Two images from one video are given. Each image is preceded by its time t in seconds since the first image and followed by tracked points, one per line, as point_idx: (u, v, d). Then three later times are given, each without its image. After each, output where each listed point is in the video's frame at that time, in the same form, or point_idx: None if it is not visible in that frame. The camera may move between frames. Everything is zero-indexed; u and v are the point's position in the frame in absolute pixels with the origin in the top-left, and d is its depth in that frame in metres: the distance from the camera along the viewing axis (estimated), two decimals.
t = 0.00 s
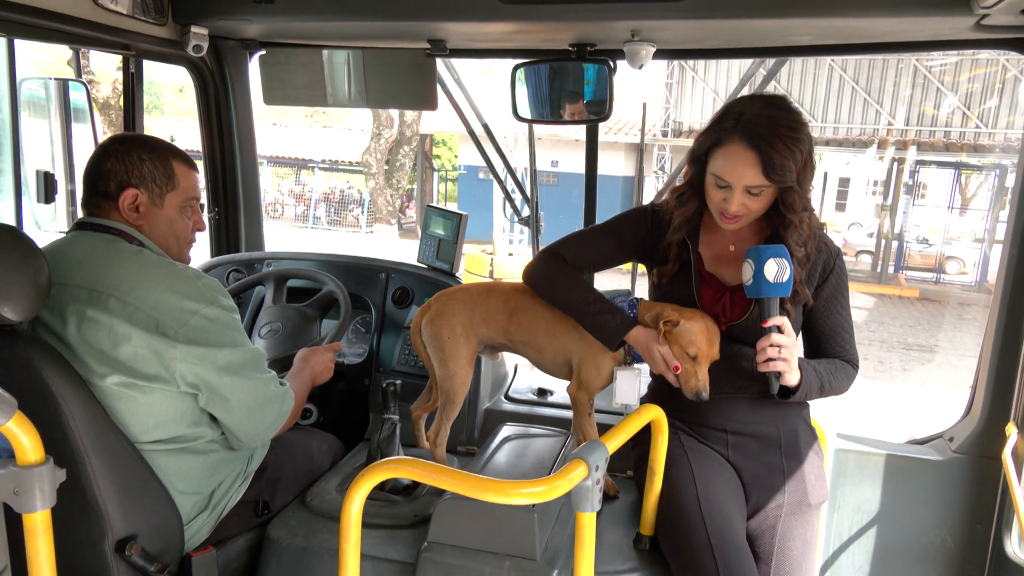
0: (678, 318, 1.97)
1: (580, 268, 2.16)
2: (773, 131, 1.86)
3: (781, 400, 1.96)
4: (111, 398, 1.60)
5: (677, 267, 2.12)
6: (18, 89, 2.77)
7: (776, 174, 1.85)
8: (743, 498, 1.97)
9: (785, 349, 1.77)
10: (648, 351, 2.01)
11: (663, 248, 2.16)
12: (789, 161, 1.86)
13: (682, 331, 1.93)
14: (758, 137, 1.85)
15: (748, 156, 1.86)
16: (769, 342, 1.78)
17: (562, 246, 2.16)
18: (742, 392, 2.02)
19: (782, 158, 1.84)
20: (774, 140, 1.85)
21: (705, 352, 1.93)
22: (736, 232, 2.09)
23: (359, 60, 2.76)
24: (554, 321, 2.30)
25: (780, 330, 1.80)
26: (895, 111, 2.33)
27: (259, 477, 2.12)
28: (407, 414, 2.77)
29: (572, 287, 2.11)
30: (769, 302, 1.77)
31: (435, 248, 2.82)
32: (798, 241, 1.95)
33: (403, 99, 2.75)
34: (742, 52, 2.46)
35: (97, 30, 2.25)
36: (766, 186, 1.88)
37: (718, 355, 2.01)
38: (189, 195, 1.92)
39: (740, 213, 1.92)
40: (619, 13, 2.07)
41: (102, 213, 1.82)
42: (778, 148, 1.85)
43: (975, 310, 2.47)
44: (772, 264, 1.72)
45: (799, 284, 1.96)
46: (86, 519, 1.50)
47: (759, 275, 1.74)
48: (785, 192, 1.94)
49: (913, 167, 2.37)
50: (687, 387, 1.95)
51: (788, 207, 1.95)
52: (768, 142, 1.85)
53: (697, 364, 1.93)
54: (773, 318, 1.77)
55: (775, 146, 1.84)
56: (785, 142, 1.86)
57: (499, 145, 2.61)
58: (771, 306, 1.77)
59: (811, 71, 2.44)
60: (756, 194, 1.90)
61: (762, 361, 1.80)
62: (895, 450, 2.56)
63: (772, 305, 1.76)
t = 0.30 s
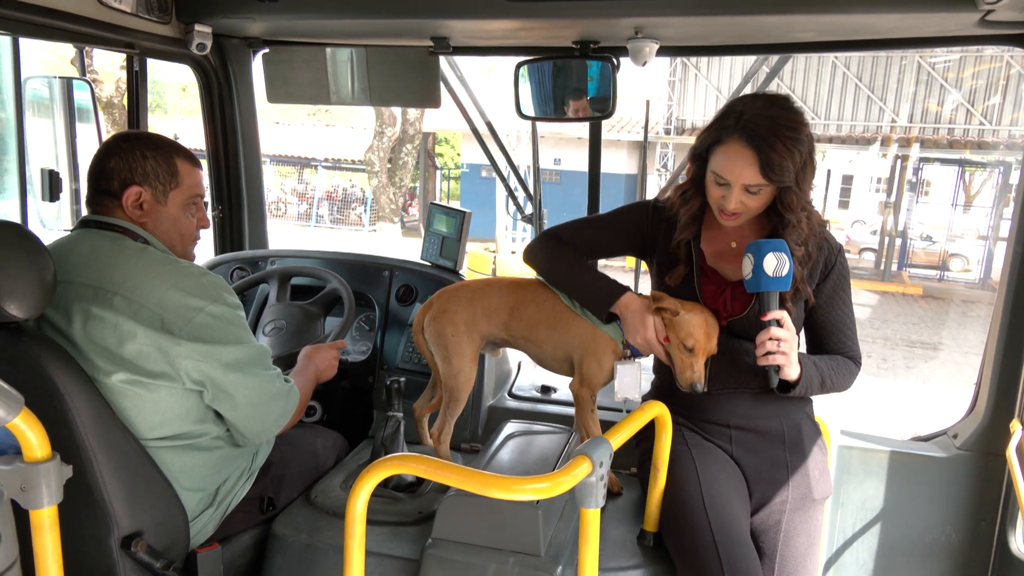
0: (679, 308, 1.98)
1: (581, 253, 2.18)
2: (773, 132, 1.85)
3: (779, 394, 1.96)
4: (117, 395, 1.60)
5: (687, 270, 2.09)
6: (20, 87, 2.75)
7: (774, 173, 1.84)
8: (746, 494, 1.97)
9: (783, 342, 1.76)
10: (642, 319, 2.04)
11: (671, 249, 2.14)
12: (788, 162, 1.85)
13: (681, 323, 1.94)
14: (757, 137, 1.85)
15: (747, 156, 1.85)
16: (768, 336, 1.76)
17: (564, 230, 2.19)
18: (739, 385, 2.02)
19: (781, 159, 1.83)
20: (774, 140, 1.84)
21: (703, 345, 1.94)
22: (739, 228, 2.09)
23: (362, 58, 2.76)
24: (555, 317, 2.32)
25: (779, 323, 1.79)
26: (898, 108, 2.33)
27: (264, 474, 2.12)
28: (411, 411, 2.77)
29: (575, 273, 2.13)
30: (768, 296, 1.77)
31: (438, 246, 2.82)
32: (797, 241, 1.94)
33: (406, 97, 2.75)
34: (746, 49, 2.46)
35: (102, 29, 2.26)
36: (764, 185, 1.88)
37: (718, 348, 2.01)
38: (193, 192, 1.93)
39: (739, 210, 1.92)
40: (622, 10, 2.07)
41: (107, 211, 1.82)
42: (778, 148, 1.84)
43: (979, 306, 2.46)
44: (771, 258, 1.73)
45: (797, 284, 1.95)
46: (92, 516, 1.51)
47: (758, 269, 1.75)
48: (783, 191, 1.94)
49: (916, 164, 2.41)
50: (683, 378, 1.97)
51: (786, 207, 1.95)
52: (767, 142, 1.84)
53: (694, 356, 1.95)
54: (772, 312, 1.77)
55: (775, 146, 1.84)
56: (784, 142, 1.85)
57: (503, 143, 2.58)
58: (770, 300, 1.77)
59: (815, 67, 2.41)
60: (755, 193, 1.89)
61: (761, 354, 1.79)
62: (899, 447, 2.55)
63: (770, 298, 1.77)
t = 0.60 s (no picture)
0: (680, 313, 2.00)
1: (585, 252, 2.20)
2: (779, 128, 1.85)
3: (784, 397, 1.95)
4: (120, 397, 1.60)
5: (690, 264, 2.08)
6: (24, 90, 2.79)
7: (781, 169, 1.84)
8: (750, 495, 1.97)
9: (786, 344, 1.76)
10: (625, 293, 1.91)
11: (674, 246, 2.14)
12: (795, 157, 1.85)
13: (684, 327, 1.97)
14: (764, 132, 1.85)
15: (754, 151, 1.85)
16: (770, 338, 1.76)
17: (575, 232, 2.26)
18: (745, 387, 2.03)
19: (788, 154, 1.83)
20: (781, 135, 1.84)
21: (705, 348, 1.95)
22: (745, 228, 2.10)
23: (364, 60, 2.76)
24: (557, 319, 2.31)
25: (782, 326, 1.79)
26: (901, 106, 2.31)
27: (267, 475, 2.13)
28: (413, 412, 2.77)
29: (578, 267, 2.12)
30: (772, 299, 1.77)
31: (440, 247, 2.82)
32: (803, 238, 1.94)
33: (408, 98, 2.75)
34: (747, 49, 2.45)
35: (105, 31, 2.27)
36: (771, 181, 1.87)
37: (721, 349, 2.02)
38: (197, 194, 1.93)
39: (746, 207, 1.91)
40: (625, 10, 2.06)
41: (110, 213, 1.83)
42: (785, 144, 1.84)
43: (981, 306, 2.45)
44: (774, 261, 1.73)
45: (803, 282, 1.95)
46: (95, 517, 1.51)
47: (761, 271, 1.75)
48: (790, 188, 1.93)
49: (919, 165, 2.35)
50: (686, 382, 1.98)
51: (793, 203, 1.94)
52: (774, 137, 1.84)
53: (697, 359, 1.96)
54: (775, 314, 1.78)
55: (782, 141, 1.83)
56: (791, 138, 1.85)
57: (504, 144, 2.55)
58: (773, 302, 1.77)
59: (816, 67, 2.45)
60: (762, 189, 1.89)
61: (763, 356, 1.79)
62: (902, 447, 2.55)
63: (773, 300, 1.77)
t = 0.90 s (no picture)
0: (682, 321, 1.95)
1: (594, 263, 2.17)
2: (798, 102, 1.90)
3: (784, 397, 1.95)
4: (123, 402, 1.60)
5: (700, 262, 2.06)
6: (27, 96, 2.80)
7: (801, 139, 1.88)
8: (754, 498, 1.97)
9: (786, 344, 1.76)
10: (679, 302, 1.95)
11: (686, 243, 2.12)
12: (813, 128, 1.90)
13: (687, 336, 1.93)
14: (781, 107, 1.90)
15: (774, 125, 1.90)
16: (770, 338, 1.76)
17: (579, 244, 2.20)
18: (750, 391, 2.02)
19: (808, 125, 1.89)
20: (799, 107, 1.90)
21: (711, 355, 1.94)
22: (750, 227, 2.12)
23: (365, 64, 2.77)
24: (559, 324, 2.30)
25: (781, 325, 1.78)
26: (901, 110, 2.31)
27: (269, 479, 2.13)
28: (416, 416, 2.77)
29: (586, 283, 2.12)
30: (772, 298, 1.77)
31: (442, 250, 2.84)
32: (817, 216, 1.97)
33: (410, 102, 2.76)
34: (748, 52, 2.45)
35: (108, 37, 2.27)
36: (790, 155, 1.91)
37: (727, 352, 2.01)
38: (200, 198, 1.93)
39: (766, 187, 1.93)
40: (626, 14, 2.07)
41: (114, 218, 1.83)
42: (803, 117, 1.89)
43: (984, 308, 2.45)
44: (774, 259, 1.73)
45: (816, 264, 1.96)
46: (98, 522, 1.51)
47: (761, 270, 1.75)
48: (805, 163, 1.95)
49: (921, 166, 2.32)
50: (694, 389, 1.98)
51: (810, 180, 1.97)
52: (793, 110, 1.89)
53: (703, 366, 1.96)
54: (775, 313, 1.77)
55: (801, 112, 1.89)
56: (807, 111, 1.91)
57: (506, 148, 2.56)
58: (774, 301, 1.77)
59: (817, 69, 2.45)
60: (782, 166, 1.92)
61: (763, 355, 1.79)
62: (905, 450, 2.54)
63: (774, 299, 1.77)
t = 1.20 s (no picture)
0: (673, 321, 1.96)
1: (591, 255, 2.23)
2: (805, 96, 1.92)
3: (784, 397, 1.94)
4: (128, 404, 1.61)
5: (700, 260, 2.05)
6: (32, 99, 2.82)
7: (810, 133, 1.90)
8: (758, 502, 1.97)
9: (785, 344, 1.75)
10: (663, 296, 2.03)
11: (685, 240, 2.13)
12: (820, 123, 1.92)
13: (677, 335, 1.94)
14: (789, 102, 1.91)
15: (782, 120, 1.91)
16: (770, 338, 1.75)
17: (574, 231, 2.26)
18: (750, 394, 2.01)
19: (816, 119, 1.91)
20: (807, 102, 1.91)
21: (706, 354, 1.93)
22: (752, 227, 2.12)
23: (369, 67, 2.78)
24: (563, 324, 2.29)
25: (781, 325, 1.78)
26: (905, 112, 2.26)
27: (274, 481, 2.13)
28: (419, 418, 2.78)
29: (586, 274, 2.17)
30: (772, 297, 1.77)
31: (446, 253, 2.82)
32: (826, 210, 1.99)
33: (414, 104, 2.76)
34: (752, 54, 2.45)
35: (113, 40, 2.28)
36: (798, 150, 1.92)
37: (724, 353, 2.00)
38: (202, 199, 1.93)
39: (775, 182, 1.93)
40: (629, 17, 2.07)
41: (119, 222, 1.84)
42: (811, 111, 1.91)
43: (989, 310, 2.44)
44: (773, 259, 1.73)
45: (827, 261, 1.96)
46: (103, 524, 1.52)
47: (761, 270, 1.75)
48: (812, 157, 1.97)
49: (925, 168, 2.32)
50: (690, 389, 1.97)
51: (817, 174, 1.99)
52: (801, 105, 1.91)
53: (699, 366, 1.94)
54: (775, 313, 1.76)
55: (809, 107, 1.91)
56: (814, 106, 1.92)
57: (509, 150, 2.57)
58: (774, 301, 1.77)
59: (821, 71, 2.44)
60: (789, 161, 1.93)
61: (762, 357, 1.78)
62: (910, 452, 2.54)
63: (774, 299, 1.77)
